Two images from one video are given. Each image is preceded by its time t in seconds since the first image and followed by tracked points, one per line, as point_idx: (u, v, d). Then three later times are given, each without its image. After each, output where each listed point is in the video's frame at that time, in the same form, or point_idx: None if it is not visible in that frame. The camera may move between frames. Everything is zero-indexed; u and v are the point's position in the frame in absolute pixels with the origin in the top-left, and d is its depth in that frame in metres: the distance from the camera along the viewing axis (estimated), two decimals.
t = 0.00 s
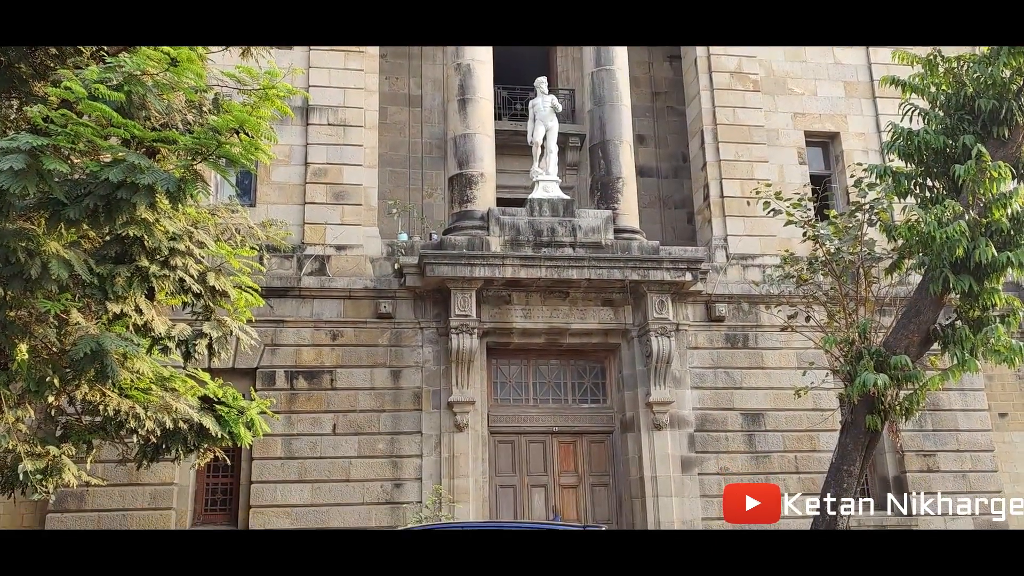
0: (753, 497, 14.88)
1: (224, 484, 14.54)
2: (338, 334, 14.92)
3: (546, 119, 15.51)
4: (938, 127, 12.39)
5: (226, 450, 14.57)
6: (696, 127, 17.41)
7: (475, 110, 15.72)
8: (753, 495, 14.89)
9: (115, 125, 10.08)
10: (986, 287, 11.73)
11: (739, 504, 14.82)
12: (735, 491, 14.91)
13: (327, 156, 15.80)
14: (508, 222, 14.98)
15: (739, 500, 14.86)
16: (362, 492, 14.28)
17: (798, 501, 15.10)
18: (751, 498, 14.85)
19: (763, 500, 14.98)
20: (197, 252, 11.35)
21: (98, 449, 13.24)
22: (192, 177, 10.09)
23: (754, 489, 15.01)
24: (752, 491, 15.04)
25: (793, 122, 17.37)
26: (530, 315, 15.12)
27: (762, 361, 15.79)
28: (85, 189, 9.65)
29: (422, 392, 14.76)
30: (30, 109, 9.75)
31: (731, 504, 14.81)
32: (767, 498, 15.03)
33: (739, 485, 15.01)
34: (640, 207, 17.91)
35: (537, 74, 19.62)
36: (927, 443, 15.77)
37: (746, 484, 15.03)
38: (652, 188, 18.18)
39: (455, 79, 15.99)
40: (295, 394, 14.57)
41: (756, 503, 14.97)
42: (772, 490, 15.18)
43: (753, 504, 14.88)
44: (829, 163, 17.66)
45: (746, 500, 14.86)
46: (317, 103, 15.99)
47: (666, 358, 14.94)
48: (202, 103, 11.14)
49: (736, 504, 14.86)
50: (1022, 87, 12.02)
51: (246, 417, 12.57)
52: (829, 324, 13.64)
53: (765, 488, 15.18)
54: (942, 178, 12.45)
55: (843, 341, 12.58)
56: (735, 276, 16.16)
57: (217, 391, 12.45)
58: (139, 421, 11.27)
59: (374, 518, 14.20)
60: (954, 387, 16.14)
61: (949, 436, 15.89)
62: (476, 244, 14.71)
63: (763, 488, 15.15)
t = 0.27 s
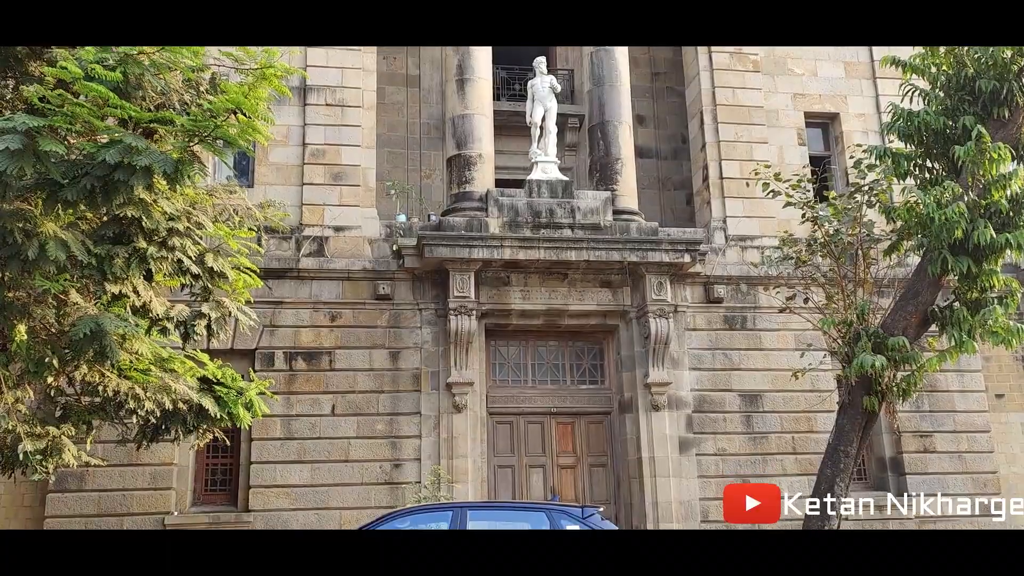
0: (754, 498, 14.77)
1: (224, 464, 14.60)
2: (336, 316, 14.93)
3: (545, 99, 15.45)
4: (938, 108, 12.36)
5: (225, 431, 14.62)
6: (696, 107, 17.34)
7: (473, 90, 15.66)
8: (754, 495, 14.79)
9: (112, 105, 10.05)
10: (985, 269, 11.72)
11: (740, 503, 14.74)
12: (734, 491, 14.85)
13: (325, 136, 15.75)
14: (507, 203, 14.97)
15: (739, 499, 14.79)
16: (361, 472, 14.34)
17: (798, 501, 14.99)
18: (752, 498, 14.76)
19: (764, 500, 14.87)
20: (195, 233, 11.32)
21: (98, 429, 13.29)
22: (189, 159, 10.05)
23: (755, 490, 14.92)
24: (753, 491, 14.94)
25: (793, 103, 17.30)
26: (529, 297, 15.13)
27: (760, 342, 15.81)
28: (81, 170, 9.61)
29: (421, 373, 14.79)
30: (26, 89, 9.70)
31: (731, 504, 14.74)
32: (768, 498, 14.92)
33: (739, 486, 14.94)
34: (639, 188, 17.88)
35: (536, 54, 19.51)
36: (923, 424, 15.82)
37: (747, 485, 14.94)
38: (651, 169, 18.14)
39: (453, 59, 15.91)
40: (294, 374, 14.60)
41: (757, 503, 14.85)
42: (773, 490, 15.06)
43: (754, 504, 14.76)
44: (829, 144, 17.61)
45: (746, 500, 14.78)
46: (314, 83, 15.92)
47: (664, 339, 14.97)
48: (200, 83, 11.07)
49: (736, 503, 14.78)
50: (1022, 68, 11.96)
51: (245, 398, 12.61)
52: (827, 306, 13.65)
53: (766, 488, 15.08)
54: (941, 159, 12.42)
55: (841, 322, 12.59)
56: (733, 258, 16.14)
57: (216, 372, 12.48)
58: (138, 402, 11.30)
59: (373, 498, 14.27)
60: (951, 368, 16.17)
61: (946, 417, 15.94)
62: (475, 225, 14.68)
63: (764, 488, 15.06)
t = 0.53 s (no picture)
0: (753, 497, 14.95)
1: (224, 447, 14.64)
2: (336, 300, 14.93)
3: (544, 82, 15.39)
4: (938, 92, 12.31)
5: (225, 414, 14.66)
6: (695, 91, 17.28)
7: (472, 73, 15.60)
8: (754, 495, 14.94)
9: (108, 88, 10.01)
10: (983, 253, 11.71)
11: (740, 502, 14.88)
12: (734, 491, 14.97)
13: (323, 120, 15.71)
14: (506, 187, 14.94)
15: (739, 497, 14.94)
16: (361, 455, 14.39)
17: (798, 502, 15.01)
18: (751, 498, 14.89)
19: (763, 500, 15.04)
20: (194, 217, 11.29)
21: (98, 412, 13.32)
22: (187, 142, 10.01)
23: (755, 489, 15.08)
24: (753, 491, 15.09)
25: (793, 86, 17.24)
26: (528, 280, 15.13)
27: (758, 326, 15.83)
28: (79, 153, 9.58)
29: (420, 357, 14.82)
30: (22, 71, 9.66)
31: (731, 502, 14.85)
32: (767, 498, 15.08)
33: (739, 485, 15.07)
34: (638, 171, 17.84)
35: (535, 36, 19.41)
36: (921, 408, 15.86)
37: (747, 485, 15.07)
38: (651, 153, 18.10)
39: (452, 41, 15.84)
40: (293, 358, 14.62)
41: (756, 504, 15.01)
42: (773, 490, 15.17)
43: (753, 504, 14.96)
44: (829, 128, 17.58)
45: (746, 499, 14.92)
46: (312, 65, 15.86)
47: (663, 323, 15.01)
48: (197, 66, 11.02)
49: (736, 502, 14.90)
50: None
51: (245, 382, 12.64)
52: (826, 290, 13.65)
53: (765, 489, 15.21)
54: (942, 143, 12.37)
55: (839, 306, 12.59)
56: (733, 242, 16.13)
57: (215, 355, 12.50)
58: (138, 386, 11.32)
59: (373, 481, 14.33)
60: (949, 352, 16.19)
61: (944, 401, 15.98)
62: (474, 209, 14.66)
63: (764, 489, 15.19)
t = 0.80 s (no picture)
0: (754, 497, 14.71)
1: (223, 429, 14.68)
2: (334, 282, 14.93)
3: (543, 64, 15.32)
4: (939, 74, 12.25)
5: (224, 396, 14.69)
6: (695, 72, 17.20)
7: (471, 55, 15.53)
8: (754, 495, 14.73)
9: (104, 69, 9.97)
10: (982, 236, 11.69)
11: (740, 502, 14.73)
12: (734, 491, 14.84)
13: (321, 102, 15.65)
14: (504, 169, 14.91)
15: (738, 497, 14.78)
16: (360, 436, 14.44)
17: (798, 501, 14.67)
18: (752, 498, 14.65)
19: (764, 501, 14.77)
20: (191, 200, 11.26)
21: (97, 394, 13.34)
22: (183, 124, 9.98)
23: (755, 489, 14.89)
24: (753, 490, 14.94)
25: (793, 68, 17.16)
26: (527, 263, 15.13)
27: (757, 309, 15.84)
28: (75, 134, 9.55)
29: (419, 339, 14.84)
30: (18, 52, 9.62)
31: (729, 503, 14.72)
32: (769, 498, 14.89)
33: (740, 485, 14.94)
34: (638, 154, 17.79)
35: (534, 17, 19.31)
36: (918, 391, 15.90)
37: (747, 485, 14.91)
38: (650, 135, 18.05)
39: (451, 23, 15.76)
40: (292, 340, 14.63)
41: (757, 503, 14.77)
42: (773, 490, 14.99)
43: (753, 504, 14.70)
44: (829, 110, 17.52)
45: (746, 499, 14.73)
46: (310, 47, 15.78)
47: (661, 306, 15.04)
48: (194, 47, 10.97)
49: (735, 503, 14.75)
50: None
51: (243, 364, 12.67)
52: (824, 272, 13.64)
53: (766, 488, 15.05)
54: (941, 125, 12.32)
55: (838, 289, 12.59)
56: (731, 225, 16.11)
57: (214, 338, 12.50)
58: (137, 368, 11.33)
59: (372, 462, 14.39)
60: (947, 335, 16.21)
61: (940, 383, 16.02)
62: (472, 191, 14.64)
63: (766, 488, 15.03)
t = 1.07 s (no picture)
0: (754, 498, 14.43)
1: (222, 410, 14.72)
2: (333, 263, 14.92)
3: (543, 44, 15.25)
4: (939, 54, 12.20)
5: (223, 377, 14.71)
6: (695, 52, 17.12)
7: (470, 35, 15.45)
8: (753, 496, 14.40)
9: (100, 48, 9.94)
10: (981, 217, 11.68)
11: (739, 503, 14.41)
12: (734, 491, 14.67)
13: (319, 82, 15.58)
14: (503, 149, 14.87)
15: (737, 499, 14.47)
16: (359, 417, 14.49)
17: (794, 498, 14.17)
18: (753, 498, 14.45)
19: (765, 501, 14.37)
20: (189, 180, 11.22)
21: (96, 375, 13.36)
22: (181, 104, 9.94)
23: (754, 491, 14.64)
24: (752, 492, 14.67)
25: (793, 48, 17.08)
26: (526, 244, 15.12)
27: (755, 290, 15.84)
28: (72, 115, 9.51)
29: (418, 320, 14.86)
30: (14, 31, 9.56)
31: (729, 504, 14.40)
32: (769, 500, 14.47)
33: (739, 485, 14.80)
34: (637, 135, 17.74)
35: None
36: (916, 372, 15.93)
37: (748, 486, 14.71)
38: (649, 116, 17.99)
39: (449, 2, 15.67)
40: (291, 321, 14.64)
41: (756, 503, 14.25)
42: (774, 490, 14.70)
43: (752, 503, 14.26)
44: (829, 91, 17.46)
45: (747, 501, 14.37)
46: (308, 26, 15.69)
47: (660, 287, 15.06)
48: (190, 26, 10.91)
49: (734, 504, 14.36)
50: None
51: (242, 345, 12.69)
52: (823, 254, 13.62)
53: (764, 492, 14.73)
54: (942, 105, 12.28)
55: (836, 271, 12.58)
56: (731, 206, 16.07)
57: (212, 318, 12.51)
58: (136, 348, 11.34)
59: (371, 443, 14.44)
60: (945, 316, 16.21)
61: (938, 364, 16.05)
62: (471, 172, 14.61)
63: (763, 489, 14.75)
